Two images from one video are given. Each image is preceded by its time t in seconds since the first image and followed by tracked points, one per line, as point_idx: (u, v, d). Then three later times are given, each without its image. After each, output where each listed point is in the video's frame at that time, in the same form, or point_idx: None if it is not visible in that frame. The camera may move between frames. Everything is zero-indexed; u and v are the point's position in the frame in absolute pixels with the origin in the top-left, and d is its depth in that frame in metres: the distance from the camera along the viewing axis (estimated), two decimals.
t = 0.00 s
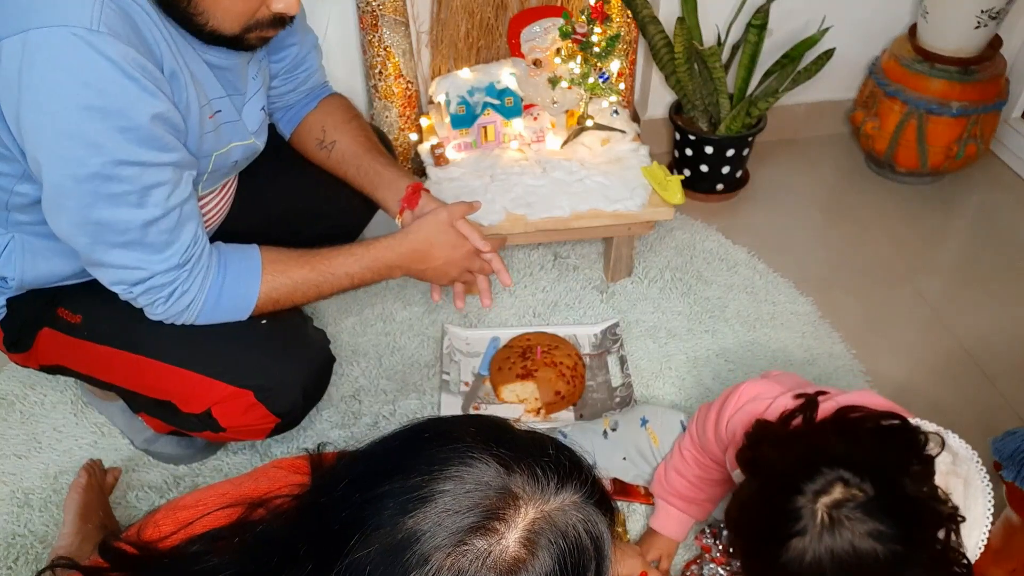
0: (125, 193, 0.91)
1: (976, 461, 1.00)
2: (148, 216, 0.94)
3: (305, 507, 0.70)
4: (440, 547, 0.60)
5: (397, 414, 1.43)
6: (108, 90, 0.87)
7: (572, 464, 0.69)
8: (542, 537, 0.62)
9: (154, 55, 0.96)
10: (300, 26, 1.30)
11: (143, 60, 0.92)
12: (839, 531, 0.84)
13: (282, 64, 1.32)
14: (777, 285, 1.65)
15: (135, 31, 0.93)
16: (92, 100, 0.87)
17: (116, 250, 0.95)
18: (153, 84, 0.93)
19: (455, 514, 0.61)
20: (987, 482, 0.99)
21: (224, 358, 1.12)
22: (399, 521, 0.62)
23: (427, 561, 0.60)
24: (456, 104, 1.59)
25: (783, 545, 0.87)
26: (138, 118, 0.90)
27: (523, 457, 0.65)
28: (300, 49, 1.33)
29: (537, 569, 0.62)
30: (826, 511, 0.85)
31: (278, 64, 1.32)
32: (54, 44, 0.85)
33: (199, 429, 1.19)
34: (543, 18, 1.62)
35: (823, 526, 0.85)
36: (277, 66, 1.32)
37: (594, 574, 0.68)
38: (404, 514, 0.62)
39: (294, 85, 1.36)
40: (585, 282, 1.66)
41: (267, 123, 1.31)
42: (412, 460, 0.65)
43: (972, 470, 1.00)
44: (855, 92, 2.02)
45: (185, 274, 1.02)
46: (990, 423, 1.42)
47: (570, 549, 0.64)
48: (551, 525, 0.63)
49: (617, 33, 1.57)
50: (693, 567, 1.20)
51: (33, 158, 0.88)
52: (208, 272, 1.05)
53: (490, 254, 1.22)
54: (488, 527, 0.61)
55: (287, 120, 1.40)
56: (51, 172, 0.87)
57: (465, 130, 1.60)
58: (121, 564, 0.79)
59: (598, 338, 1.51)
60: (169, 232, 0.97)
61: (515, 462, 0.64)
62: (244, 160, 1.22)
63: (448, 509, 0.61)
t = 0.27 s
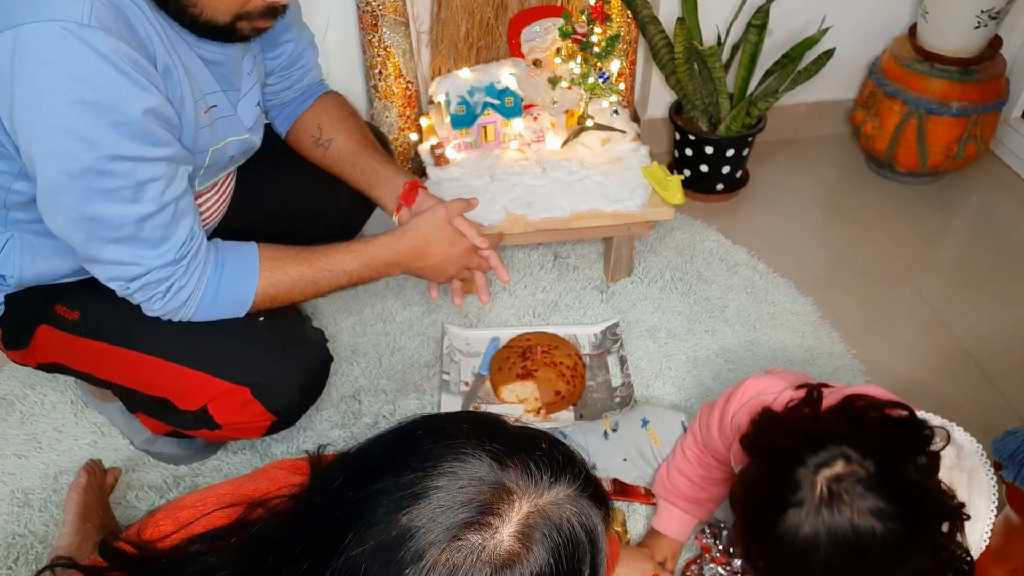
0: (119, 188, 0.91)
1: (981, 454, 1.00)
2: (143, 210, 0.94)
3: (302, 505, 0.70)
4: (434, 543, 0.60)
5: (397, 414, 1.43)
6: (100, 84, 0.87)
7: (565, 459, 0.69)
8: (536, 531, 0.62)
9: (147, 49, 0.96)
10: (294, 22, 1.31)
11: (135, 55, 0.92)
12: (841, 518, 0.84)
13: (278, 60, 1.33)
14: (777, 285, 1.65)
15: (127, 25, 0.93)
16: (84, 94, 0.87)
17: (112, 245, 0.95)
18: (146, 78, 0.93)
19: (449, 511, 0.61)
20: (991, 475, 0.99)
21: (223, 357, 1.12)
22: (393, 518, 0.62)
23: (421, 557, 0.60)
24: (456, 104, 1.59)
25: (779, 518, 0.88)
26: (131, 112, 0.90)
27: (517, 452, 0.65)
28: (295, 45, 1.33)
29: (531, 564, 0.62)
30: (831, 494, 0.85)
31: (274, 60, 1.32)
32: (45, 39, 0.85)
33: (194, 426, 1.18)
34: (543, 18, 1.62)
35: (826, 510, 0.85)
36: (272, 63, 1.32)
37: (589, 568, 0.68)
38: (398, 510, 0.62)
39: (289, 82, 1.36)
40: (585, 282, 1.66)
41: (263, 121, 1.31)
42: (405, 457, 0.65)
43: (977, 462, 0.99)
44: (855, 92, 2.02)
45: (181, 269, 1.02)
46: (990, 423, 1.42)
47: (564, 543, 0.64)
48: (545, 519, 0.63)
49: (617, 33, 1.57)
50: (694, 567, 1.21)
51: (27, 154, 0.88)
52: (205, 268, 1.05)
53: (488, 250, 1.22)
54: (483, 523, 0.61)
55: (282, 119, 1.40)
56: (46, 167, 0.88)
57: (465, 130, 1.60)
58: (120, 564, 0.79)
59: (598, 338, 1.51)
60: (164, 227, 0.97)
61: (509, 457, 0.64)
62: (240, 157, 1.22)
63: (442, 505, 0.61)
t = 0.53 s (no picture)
0: (122, 187, 0.91)
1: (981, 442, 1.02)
2: (146, 210, 0.94)
3: (300, 502, 0.70)
4: (430, 537, 0.60)
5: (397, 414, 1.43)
6: (101, 82, 0.87)
7: (560, 451, 0.69)
8: (531, 523, 0.62)
9: (148, 48, 0.96)
10: (288, 18, 1.31)
11: (137, 53, 0.91)
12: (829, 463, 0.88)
13: (274, 57, 1.32)
14: (777, 285, 1.65)
15: (127, 24, 0.93)
16: (85, 93, 0.87)
17: (114, 245, 0.95)
18: (147, 77, 0.93)
19: (444, 504, 0.61)
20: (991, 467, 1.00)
21: (224, 357, 1.12)
22: (388, 512, 0.62)
23: (416, 551, 0.60)
24: (456, 104, 1.59)
25: (769, 454, 0.92)
26: (133, 111, 0.90)
27: (510, 445, 0.65)
28: (290, 41, 1.33)
29: (526, 556, 0.62)
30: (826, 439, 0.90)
31: (269, 57, 1.32)
32: (46, 38, 0.85)
33: (196, 427, 1.18)
34: (543, 18, 1.62)
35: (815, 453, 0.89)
36: (267, 59, 1.32)
37: (585, 560, 0.68)
38: (393, 505, 0.62)
39: (285, 78, 1.36)
40: (584, 282, 1.66)
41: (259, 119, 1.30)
42: (400, 452, 0.65)
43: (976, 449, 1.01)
44: (855, 92, 2.02)
45: (184, 268, 1.02)
46: (990, 423, 1.42)
47: (559, 535, 0.64)
48: (539, 511, 0.63)
49: (617, 34, 1.57)
50: (694, 567, 1.21)
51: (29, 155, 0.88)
52: (208, 268, 1.05)
53: (489, 245, 1.22)
54: (477, 515, 0.61)
55: (278, 116, 1.40)
56: (48, 167, 0.88)
57: (465, 130, 1.60)
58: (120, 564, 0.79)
59: (598, 338, 1.51)
60: (167, 226, 0.97)
61: (502, 449, 0.64)
62: (239, 155, 1.22)
63: (436, 499, 0.61)
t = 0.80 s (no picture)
0: (124, 191, 0.91)
1: (975, 436, 1.04)
2: (148, 214, 0.94)
3: (301, 505, 0.70)
4: (435, 538, 0.60)
5: (397, 414, 1.43)
6: (105, 87, 0.87)
7: (563, 456, 0.69)
8: (536, 526, 0.62)
9: (150, 52, 0.96)
10: (287, 18, 1.30)
11: (139, 57, 0.92)
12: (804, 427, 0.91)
13: (273, 58, 1.32)
14: (778, 286, 1.65)
15: (130, 29, 0.93)
16: (89, 97, 0.86)
17: (116, 249, 0.95)
18: (150, 81, 0.93)
19: (450, 506, 0.61)
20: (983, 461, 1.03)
21: (224, 359, 1.12)
22: (393, 514, 0.62)
23: (422, 553, 0.60)
24: (456, 104, 1.59)
25: (740, 397, 0.96)
26: (136, 116, 0.90)
27: (515, 448, 0.66)
28: (288, 42, 1.33)
29: (532, 559, 0.62)
30: (810, 402, 0.91)
31: (268, 58, 1.32)
32: (49, 43, 0.85)
33: (197, 430, 1.19)
34: (543, 18, 1.62)
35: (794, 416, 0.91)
36: (266, 60, 1.32)
37: (588, 565, 0.68)
38: (398, 507, 0.62)
39: (284, 79, 1.36)
40: (584, 282, 1.66)
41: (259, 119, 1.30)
42: (404, 455, 0.65)
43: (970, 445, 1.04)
44: (855, 92, 2.02)
45: (187, 272, 1.02)
46: (990, 422, 1.42)
47: (564, 538, 0.64)
48: (544, 514, 0.63)
49: (616, 33, 1.57)
50: (694, 567, 1.20)
51: (31, 159, 0.88)
52: (210, 271, 1.05)
53: (489, 246, 1.22)
54: (483, 517, 0.61)
55: (278, 116, 1.40)
56: (50, 172, 0.88)
57: (465, 130, 1.60)
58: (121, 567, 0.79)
59: (598, 338, 1.51)
60: (169, 230, 0.97)
61: (507, 453, 0.65)
62: (240, 157, 1.22)
63: (442, 501, 0.61)
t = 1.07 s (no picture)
0: (119, 193, 0.91)
1: (966, 427, 1.05)
2: (143, 215, 0.94)
3: (301, 506, 0.70)
4: (440, 539, 0.60)
5: (397, 414, 1.43)
6: (100, 89, 0.87)
7: (565, 455, 0.69)
8: (540, 527, 0.62)
9: (146, 55, 0.96)
10: (288, 21, 1.30)
11: (135, 60, 0.92)
12: (776, 402, 0.93)
13: (273, 60, 1.32)
14: (777, 286, 1.65)
15: (125, 31, 0.93)
16: (84, 99, 0.87)
17: (112, 251, 0.95)
18: (146, 83, 0.93)
19: (453, 506, 0.61)
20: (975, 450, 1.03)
21: (224, 359, 1.12)
22: (397, 514, 0.62)
23: (426, 554, 0.60)
24: (456, 104, 1.59)
25: (713, 366, 1.00)
26: (131, 118, 0.90)
27: (518, 449, 0.66)
28: (290, 44, 1.33)
29: (535, 560, 0.62)
30: (787, 379, 0.93)
31: (269, 60, 1.32)
32: (45, 46, 0.85)
33: (195, 430, 1.19)
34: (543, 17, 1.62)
35: (767, 390, 0.94)
36: (267, 63, 1.32)
37: (590, 565, 0.68)
38: (401, 507, 0.62)
39: (285, 81, 1.36)
40: (584, 282, 1.66)
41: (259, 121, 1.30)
42: (407, 455, 0.65)
43: (961, 436, 1.05)
44: (855, 92, 2.02)
45: (183, 274, 1.02)
46: (990, 422, 1.42)
47: (567, 539, 0.64)
48: (548, 515, 0.63)
49: (617, 34, 1.57)
50: (694, 567, 1.20)
51: (27, 160, 0.88)
52: (206, 273, 1.05)
53: (488, 249, 1.22)
54: (487, 518, 0.61)
55: (279, 119, 1.40)
56: (45, 173, 0.88)
57: (465, 130, 1.60)
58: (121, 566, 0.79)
59: (598, 338, 1.51)
60: (166, 232, 0.98)
61: (511, 453, 0.65)
62: (240, 159, 1.22)
63: (446, 501, 0.61)
